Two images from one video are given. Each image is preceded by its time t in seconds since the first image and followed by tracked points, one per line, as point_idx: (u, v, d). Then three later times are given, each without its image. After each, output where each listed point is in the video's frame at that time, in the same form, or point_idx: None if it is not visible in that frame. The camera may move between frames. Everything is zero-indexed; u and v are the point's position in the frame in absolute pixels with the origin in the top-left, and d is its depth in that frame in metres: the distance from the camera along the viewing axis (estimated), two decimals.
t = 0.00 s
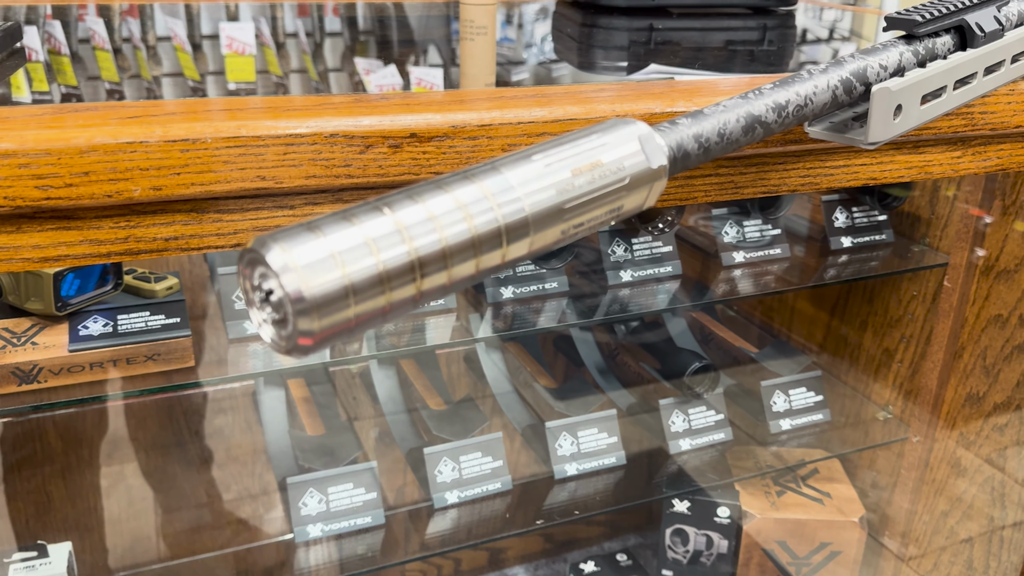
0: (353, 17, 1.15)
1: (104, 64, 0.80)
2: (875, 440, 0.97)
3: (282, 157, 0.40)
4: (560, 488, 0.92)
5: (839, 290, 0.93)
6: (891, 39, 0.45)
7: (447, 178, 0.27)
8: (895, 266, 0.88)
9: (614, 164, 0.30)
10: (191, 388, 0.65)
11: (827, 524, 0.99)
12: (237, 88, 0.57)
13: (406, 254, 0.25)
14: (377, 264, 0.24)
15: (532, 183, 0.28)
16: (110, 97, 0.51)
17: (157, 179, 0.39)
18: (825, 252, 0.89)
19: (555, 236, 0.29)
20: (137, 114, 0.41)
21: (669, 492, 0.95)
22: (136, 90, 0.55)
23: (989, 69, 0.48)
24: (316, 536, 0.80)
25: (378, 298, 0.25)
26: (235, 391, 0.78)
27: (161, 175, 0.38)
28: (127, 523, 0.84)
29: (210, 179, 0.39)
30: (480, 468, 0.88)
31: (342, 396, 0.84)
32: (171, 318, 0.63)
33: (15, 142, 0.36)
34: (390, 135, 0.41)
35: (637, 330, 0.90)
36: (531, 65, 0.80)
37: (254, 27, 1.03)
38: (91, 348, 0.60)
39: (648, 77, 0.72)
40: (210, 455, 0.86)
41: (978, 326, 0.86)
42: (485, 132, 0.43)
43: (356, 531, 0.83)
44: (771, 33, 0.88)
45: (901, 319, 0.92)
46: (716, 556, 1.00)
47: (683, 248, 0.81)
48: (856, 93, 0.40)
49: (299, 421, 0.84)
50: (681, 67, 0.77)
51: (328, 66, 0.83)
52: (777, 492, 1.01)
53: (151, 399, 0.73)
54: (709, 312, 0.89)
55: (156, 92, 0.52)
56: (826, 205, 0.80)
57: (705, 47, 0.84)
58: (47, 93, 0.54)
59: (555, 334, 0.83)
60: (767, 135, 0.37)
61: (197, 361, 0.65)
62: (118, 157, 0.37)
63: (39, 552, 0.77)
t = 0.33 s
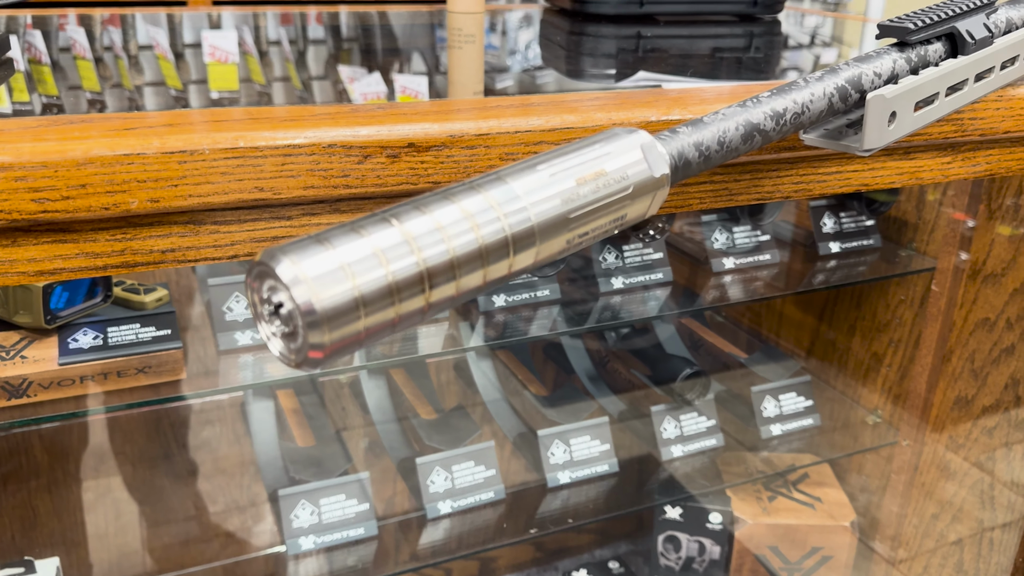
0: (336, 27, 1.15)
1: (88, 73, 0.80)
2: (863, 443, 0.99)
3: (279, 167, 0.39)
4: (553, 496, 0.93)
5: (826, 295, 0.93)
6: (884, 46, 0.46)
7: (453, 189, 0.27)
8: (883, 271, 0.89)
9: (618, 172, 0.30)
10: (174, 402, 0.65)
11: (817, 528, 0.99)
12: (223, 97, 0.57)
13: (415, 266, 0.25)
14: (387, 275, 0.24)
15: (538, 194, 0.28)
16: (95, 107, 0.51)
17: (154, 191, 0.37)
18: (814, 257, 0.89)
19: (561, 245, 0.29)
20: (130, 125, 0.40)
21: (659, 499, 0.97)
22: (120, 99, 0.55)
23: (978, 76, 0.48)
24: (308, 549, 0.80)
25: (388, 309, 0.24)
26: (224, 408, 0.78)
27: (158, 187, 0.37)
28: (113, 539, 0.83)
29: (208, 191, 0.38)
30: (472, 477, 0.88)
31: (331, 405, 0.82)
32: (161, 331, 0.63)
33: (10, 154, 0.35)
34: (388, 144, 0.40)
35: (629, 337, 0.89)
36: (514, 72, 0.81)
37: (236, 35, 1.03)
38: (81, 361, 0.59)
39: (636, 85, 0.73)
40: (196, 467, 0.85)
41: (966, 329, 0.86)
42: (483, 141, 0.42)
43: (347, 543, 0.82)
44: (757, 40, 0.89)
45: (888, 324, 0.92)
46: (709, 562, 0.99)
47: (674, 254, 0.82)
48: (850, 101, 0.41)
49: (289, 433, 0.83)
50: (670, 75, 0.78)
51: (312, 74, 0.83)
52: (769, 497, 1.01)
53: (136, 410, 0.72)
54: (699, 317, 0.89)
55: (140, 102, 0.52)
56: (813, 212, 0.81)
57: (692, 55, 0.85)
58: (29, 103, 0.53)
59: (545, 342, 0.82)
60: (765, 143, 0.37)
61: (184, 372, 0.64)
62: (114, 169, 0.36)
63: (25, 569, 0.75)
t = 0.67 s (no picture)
0: (319, 39, 1.16)
1: (71, 86, 0.80)
2: (843, 447, 1.01)
3: (267, 184, 0.39)
4: (538, 503, 0.94)
5: (803, 301, 0.94)
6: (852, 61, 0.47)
7: (436, 206, 0.28)
8: (860, 277, 0.90)
9: (594, 188, 0.31)
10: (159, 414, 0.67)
11: (797, 531, 1.01)
12: (207, 110, 0.58)
13: (400, 280, 0.25)
14: (372, 289, 0.25)
15: (518, 210, 0.29)
16: (81, 121, 0.51)
17: (144, 208, 0.38)
18: (792, 266, 0.90)
19: (539, 258, 0.30)
20: (119, 143, 0.40)
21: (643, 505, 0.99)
22: (104, 113, 0.55)
23: (946, 88, 0.50)
24: (295, 558, 0.82)
25: (373, 322, 0.25)
26: (210, 422, 0.78)
27: (148, 205, 0.37)
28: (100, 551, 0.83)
29: (197, 207, 0.39)
30: (458, 486, 0.89)
31: (316, 415, 0.82)
32: (148, 343, 0.62)
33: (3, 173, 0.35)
34: (372, 160, 0.41)
35: (612, 344, 0.90)
36: (497, 82, 0.82)
37: (219, 46, 1.03)
38: (68, 375, 0.60)
39: (616, 97, 0.74)
40: (180, 481, 0.86)
41: (942, 335, 0.88)
42: (466, 156, 0.43)
43: (334, 552, 0.82)
44: (734, 51, 0.90)
45: (865, 329, 0.94)
46: (692, 567, 0.99)
47: (654, 263, 0.81)
48: (819, 115, 0.42)
49: (275, 444, 0.83)
50: (649, 87, 0.79)
51: (295, 85, 0.83)
52: (751, 501, 1.03)
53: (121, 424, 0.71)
54: (681, 323, 0.91)
55: (126, 118, 0.52)
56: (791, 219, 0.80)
57: (670, 66, 0.86)
58: (11, 117, 0.54)
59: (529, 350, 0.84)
60: (737, 157, 0.39)
61: (170, 385, 0.65)
62: (106, 187, 0.37)
63: None
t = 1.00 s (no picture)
0: (300, 50, 1.18)
1: (52, 97, 0.81)
2: (812, 443, 1.03)
3: (232, 186, 0.41)
4: (513, 503, 0.95)
5: (773, 303, 0.96)
6: (800, 66, 0.49)
7: (388, 202, 0.30)
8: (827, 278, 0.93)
9: (542, 186, 0.33)
10: (135, 416, 0.67)
11: (775, 529, 1.02)
12: (186, 119, 0.59)
13: (351, 271, 0.27)
14: (324, 281, 0.26)
15: (467, 206, 0.31)
16: (60, 130, 0.52)
17: (113, 209, 0.39)
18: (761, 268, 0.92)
19: (488, 252, 0.32)
20: (90, 148, 0.41)
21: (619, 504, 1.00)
22: (83, 122, 0.56)
23: (892, 92, 0.52)
24: (272, 559, 0.82)
25: (325, 311, 0.27)
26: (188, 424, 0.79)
27: (117, 206, 0.39)
28: (81, 558, 0.80)
29: (165, 209, 0.40)
30: (434, 486, 0.90)
31: (296, 422, 0.83)
32: (124, 346, 0.64)
33: None
34: (336, 162, 0.42)
35: (586, 348, 0.92)
36: (476, 91, 0.83)
37: (201, 57, 1.05)
38: (45, 378, 0.61)
39: (587, 104, 0.75)
40: (161, 486, 0.84)
41: (908, 334, 0.90)
42: (428, 159, 0.44)
43: (312, 552, 0.84)
44: (703, 59, 0.92)
45: (834, 329, 0.96)
46: (667, 565, 1.01)
47: (625, 266, 0.83)
48: (765, 117, 0.44)
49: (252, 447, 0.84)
50: (618, 95, 0.81)
51: (275, 95, 0.85)
52: (724, 500, 1.05)
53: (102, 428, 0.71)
54: (656, 327, 0.93)
55: (105, 125, 0.53)
56: (757, 223, 0.82)
57: (640, 74, 0.88)
58: None
59: (506, 353, 0.86)
60: (684, 157, 0.41)
61: (147, 389, 0.67)
62: (76, 189, 0.38)
63: None
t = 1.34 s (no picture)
0: (281, 63, 1.20)
1: (34, 110, 0.82)
2: (780, 449, 1.05)
3: (194, 195, 0.42)
4: (487, 508, 0.95)
5: (740, 309, 0.98)
6: (746, 79, 0.51)
7: (334, 209, 0.31)
8: (794, 284, 0.95)
9: (485, 194, 0.35)
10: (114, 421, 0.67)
11: (744, 532, 1.04)
12: (167, 132, 0.60)
13: (295, 275, 0.28)
14: (268, 284, 0.28)
15: (411, 212, 0.32)
16: (41, 142, 0.54)
17: (77, 218, 0.40)
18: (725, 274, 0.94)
19: (432, 256, 0.33)
20: (56, 159, 0.43)
21: (594, 507, 0.98)
22: (65, 135, 0.58)
23: (838, 103, 0.54)
24: (246, 565, 0.80)
25: (270, 312, 0.28)
26: (167, 431, 0.81)
27: (82, 215, 0.40)
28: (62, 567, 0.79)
29: (128, 218, 0.41)
30: (408, 491, 0.90)
31: (273, 431, 0.87)
32: (97, 354, 0.65)
33: None
34: (295, 172, 0.44)
35: (560, 354, 0.94)
36: (458, 103, 0.85)
37: (183, 70, 1.06)
38: (19, 385, 0.62)
39: (557, 115, 0.77)
40: (142, 496, 0.86)
41: (871, 337, 0.92)
42: (386, 168, 0.46)
43: (289, 557, 0.83)
44: (671, 72, 0.94)
45: (801, 335, 0.99)
46: (641, 568, 1.03)
47: (596, 273, 0.85)
48: (709, 128, 0.46)
49: (229, 455, 0.86)
50: (588, 106, 0.83)
51: (258, 108, 0.86)
52: (696, 503, 1.05)
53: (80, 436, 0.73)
54: (630, 334, 0.95)
55: (88, 138, 0.55)
56: (722, 231, 0.84)
57: (610, 87, 0.89)
58: None
59: (483, 362, 0.88)
60: (629, 166, 0.43)
61: (123, 397, 0.67)
62: (41, 199, 0.39)
63: None
